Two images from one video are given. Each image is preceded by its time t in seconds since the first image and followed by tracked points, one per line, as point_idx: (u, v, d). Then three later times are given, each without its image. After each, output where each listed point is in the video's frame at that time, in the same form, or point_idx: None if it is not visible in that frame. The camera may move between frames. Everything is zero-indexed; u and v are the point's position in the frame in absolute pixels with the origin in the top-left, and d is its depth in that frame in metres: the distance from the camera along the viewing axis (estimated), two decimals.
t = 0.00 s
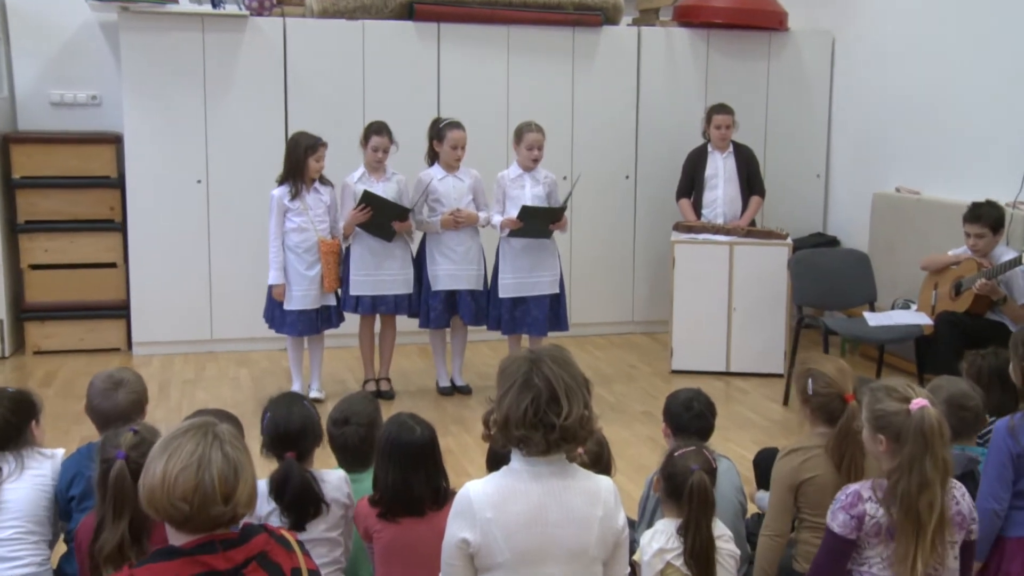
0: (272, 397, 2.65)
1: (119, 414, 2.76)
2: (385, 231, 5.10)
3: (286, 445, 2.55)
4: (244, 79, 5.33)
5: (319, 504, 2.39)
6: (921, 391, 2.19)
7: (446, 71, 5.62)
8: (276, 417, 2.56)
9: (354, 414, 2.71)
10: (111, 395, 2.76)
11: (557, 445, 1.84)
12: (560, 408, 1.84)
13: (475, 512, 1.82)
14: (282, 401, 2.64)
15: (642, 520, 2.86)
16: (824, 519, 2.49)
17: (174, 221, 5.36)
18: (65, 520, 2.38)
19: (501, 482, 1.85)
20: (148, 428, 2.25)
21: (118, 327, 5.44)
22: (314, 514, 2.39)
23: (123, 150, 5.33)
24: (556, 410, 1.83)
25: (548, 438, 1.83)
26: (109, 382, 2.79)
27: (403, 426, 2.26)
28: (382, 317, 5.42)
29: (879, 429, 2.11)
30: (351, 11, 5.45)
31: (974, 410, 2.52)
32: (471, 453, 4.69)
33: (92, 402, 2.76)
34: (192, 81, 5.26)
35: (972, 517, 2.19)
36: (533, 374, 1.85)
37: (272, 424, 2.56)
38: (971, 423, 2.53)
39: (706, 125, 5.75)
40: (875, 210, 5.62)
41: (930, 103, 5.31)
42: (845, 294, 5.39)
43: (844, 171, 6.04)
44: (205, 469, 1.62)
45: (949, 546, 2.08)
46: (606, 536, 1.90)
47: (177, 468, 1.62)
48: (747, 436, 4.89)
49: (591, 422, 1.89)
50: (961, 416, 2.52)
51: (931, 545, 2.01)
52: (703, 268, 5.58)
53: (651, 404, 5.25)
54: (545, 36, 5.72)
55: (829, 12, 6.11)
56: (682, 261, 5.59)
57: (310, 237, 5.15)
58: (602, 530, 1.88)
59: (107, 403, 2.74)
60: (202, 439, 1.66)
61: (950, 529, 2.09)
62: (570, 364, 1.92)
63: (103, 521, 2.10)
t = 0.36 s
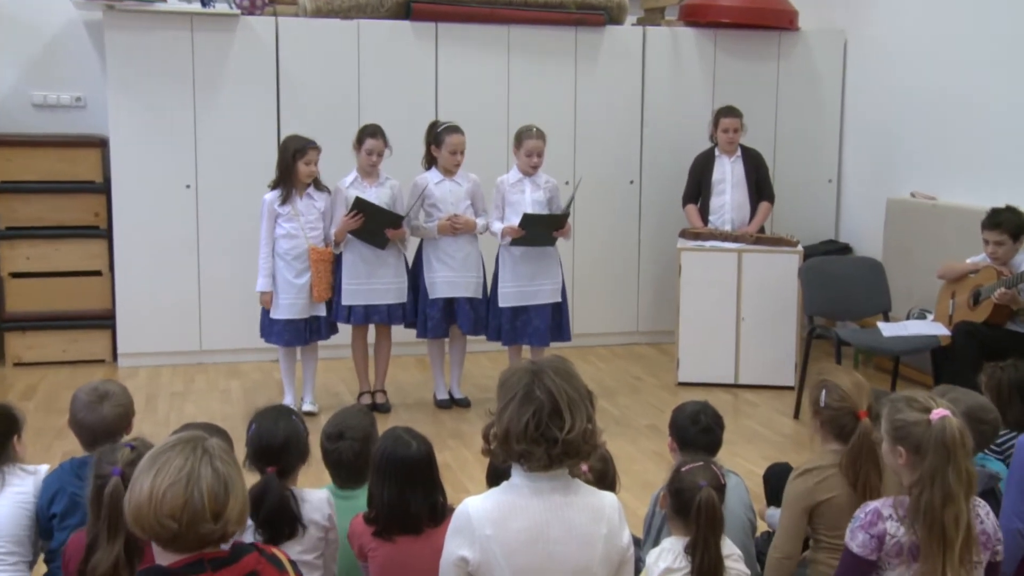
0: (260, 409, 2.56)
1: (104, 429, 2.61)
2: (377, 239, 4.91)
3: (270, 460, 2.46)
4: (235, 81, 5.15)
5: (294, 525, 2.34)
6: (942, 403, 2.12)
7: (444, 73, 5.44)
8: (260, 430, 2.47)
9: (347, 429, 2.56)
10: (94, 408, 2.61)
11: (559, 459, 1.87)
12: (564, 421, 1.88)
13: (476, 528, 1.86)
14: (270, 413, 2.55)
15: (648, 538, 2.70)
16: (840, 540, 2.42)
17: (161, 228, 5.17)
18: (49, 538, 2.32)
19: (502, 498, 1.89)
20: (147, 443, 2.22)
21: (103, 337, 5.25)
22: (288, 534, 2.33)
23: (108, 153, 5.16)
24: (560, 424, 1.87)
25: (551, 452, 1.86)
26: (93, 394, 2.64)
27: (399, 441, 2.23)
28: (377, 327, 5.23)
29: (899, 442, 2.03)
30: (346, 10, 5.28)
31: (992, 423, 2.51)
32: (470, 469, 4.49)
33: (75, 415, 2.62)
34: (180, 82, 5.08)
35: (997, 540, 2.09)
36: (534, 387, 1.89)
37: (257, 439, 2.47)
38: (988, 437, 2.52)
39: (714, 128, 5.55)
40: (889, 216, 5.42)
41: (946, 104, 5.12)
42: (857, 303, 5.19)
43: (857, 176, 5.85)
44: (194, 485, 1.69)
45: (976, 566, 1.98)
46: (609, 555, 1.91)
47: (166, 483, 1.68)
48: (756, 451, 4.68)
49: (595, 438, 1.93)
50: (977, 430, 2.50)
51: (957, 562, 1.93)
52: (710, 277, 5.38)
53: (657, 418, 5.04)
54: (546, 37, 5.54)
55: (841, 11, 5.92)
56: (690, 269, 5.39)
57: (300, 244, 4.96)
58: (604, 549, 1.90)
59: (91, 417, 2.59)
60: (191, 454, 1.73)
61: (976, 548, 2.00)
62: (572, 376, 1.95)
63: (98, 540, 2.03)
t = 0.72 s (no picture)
0: (255, 422, 2.48)
1: (84, 446, 2.43)
2: (372, 246, 4.72)
3: (260, 474, 2.36)
4: (225, 82, 4.97)
5: (281, 545, 2.20)
6: (963, 417, 2.02)
7: (442, 74, 5.26)
8: (251, 444, 2.37)
9: (341, 442, 2.42)
10: (75, 422, 2.44)
11: (561, 474, 1.80)
12: (566, 435, 1.80)
13: (473, 547, 1.78)
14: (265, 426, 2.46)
15: (653, 558, 2.56)
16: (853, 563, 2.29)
17: (147, 234, 4.99)
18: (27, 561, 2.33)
19: (501, 515, 1.81)
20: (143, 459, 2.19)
21: (87, 347, 5.07)
22: (276, 554, 2.20)
23: (92, 157, 4.99)
24: (561, 438, 1.80)
25: (552, 466, 1.79)
26: (72, 408, 2.47)
27: (397, 454, 2.09)
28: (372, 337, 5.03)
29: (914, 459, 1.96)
30: (340, 8, 5.10)
31: (1013, 438, 2.34)
32: (469, 485, 4.28)
33: (54, 430, 2.45)
34: (167, 83, 4.90)
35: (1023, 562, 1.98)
36: (535, 399, 1.82)
37: (248, 451, 2.37)
38: (1011, 453, 2.35)
39: (721, 130, 5.36)
40: (904, 222, 5.23)
41: (963, 105, 4.93)
42: (871, 312, 5.00)
43: (872, 181, 5.64)
44: (182, 502, 1.60)
45: None
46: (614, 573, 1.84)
47: (152, 499, 1.60)
48: (767, 465, 4.48)
49: (599, 452, 1.86)
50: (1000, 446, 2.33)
51: None
52: (717, 285, 5.19)
53: (663, 431, 4.84)
54: (548, 36, 5.36)
55: (853, 10, 5.74)
56: (697, 277, 5.19)
57: (292, 251, 4.77)
58: (608, 566, 1.83)
59: (73, 432, 2.41)
60: (177, 469, 1.64)
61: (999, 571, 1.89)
62: (576, 387, 1.87)
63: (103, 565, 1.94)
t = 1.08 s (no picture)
0: (231, 439, 2.35)
1: (63, 463, 2.24)
2: (367, 252, 4.55)
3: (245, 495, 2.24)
4: (213, 82, 4.81)
5: (272, 566, 2.06)
6: (974, 430, 1.94)
7: (439, 74, 5.09)
8: (232, 462, 2.25)
9: (333, 454, 2.34)
10: (55, 440, 2.26)
11: (562, 488, 1.74)
12: (567, 448, 1.75)
13: (472, 565, 1.72)
14: (242, 444, 2.33)
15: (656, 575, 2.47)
16: None
17: (133, 239, 4.83)
18: None
19: (501, 532, 1.75)
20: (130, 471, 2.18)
21: (70, 357, 4.91)
22: None
23: (76, 159, 4.84)
24: (562, 451, 1.74)
25: (552, 480, 1.73)
26: (52, 425, 2.30)
27: (390, 468, 2.00)
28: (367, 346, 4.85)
29: (927, 475, 1.86)
30: (334, 6, 4.94)
31: None
32: (467, 499, 4.10)
33: (32, 449, 2.27)
34: (153, 83, 4.74)
35: None
36: (535, 410, 1.76)
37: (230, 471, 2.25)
38: None
39: (727, 132, 5.18)
40: (918, 227, 5.05)
41: (979, 104, 4.75)
42: (883, 320, 4.82)
43: (884, 184, 5.46)
44: (170, 518, 1.60)
45: None
46: None
47: (138, 514, 1.59)
48: (776, 479, 4.30)
49: (601, 465, 1.80)
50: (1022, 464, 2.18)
51: None
52: (724, 293, 5.01)
53: (668, 444, 4.66)
54: (549, 34, 5.19)
55: (864, 8, 5.57)
56: (703, 284, 5.02)
57: (285, 256, 4.61)
58: None
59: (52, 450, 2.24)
60: (165, 483, 1.63)
61: None
62: (576, 399, 1.82)
63: None
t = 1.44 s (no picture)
0: (208, 453, 2.22)
1: (41, 480, 2.11)
2: (360, 257, 4.37)
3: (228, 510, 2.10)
4: (201, 80, 4.65)
5: None
6: (993, 441, 1.86)
7: (436, 73, 4.92)
8: (211, 476, 2.11)
9: (327, 466, 2.18)
10: (34, 455, 2.13)
11: (564, 501, 1.70)
12: (568, 459, 1.71)
13: None
14: (219, 458, 2.19)
15: None
16: None
17: (116, 243, 4.65)
18: None
19: (500, 547, 1.71)
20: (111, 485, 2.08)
21: (52, 366, 4.73)
22: None
23: (58, 161, 4.68)
24: (563, 463, 1.70)
25: (554, 493, 1.69)
26: (31, 441, 2.17)
27: (384, 480, 1.87)
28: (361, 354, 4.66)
29: (941, 489, 1.79)
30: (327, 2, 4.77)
31: None
32: (465, 514, 3.91)
33: (9, 465, 2.13)
34: (138, 82, 4.58)
35: None
36: (536, 421, 1.71)
37: (210, 486, 2.11)
38: None
39: (734, 134, 5.01)
40: (933, 232, 4.88)
41: (995, 101, 4.58)
42: (896, 327, 4.64)
43: (898, 187, 5.28)
44: (155, 533, 1.53)
45: None
46: None
47: (122, 531, 1.53)
48: (787, 493, 4.11)
49: (603, 475, 1.76)
50: None
51: None
52: (731, 299, 4.83)
53: (674, 456, 4.47)
54: (550, 31, 5.03)
55: (875, 5, 5.41)
56: (710, 289, 4.83)
57: (276, 261, 4.43)
58: None
59: (31, 465, 2.11)
60: (151, 498, 1.57)
61: None
62: (578, 408, 1.77)
63: None
